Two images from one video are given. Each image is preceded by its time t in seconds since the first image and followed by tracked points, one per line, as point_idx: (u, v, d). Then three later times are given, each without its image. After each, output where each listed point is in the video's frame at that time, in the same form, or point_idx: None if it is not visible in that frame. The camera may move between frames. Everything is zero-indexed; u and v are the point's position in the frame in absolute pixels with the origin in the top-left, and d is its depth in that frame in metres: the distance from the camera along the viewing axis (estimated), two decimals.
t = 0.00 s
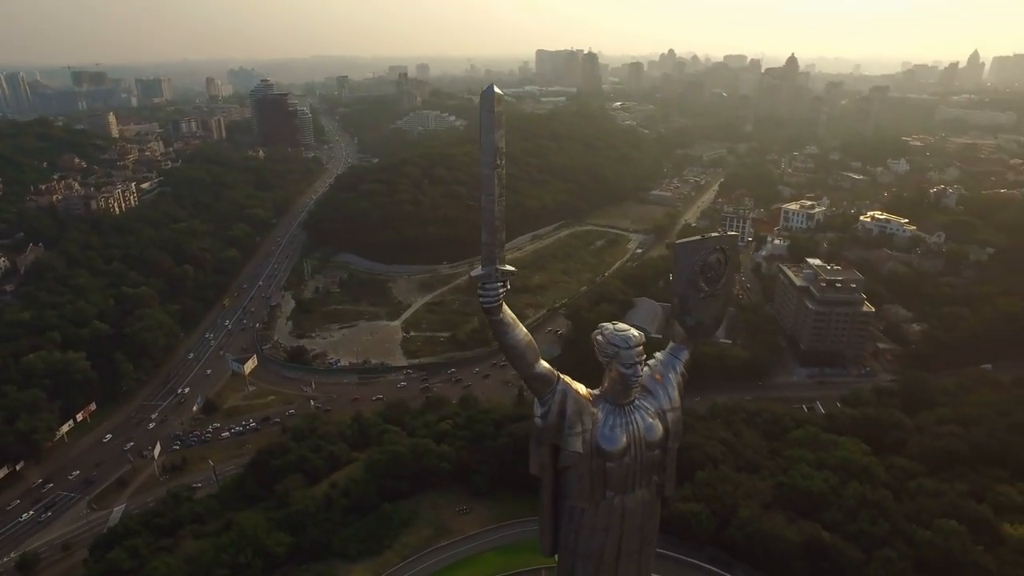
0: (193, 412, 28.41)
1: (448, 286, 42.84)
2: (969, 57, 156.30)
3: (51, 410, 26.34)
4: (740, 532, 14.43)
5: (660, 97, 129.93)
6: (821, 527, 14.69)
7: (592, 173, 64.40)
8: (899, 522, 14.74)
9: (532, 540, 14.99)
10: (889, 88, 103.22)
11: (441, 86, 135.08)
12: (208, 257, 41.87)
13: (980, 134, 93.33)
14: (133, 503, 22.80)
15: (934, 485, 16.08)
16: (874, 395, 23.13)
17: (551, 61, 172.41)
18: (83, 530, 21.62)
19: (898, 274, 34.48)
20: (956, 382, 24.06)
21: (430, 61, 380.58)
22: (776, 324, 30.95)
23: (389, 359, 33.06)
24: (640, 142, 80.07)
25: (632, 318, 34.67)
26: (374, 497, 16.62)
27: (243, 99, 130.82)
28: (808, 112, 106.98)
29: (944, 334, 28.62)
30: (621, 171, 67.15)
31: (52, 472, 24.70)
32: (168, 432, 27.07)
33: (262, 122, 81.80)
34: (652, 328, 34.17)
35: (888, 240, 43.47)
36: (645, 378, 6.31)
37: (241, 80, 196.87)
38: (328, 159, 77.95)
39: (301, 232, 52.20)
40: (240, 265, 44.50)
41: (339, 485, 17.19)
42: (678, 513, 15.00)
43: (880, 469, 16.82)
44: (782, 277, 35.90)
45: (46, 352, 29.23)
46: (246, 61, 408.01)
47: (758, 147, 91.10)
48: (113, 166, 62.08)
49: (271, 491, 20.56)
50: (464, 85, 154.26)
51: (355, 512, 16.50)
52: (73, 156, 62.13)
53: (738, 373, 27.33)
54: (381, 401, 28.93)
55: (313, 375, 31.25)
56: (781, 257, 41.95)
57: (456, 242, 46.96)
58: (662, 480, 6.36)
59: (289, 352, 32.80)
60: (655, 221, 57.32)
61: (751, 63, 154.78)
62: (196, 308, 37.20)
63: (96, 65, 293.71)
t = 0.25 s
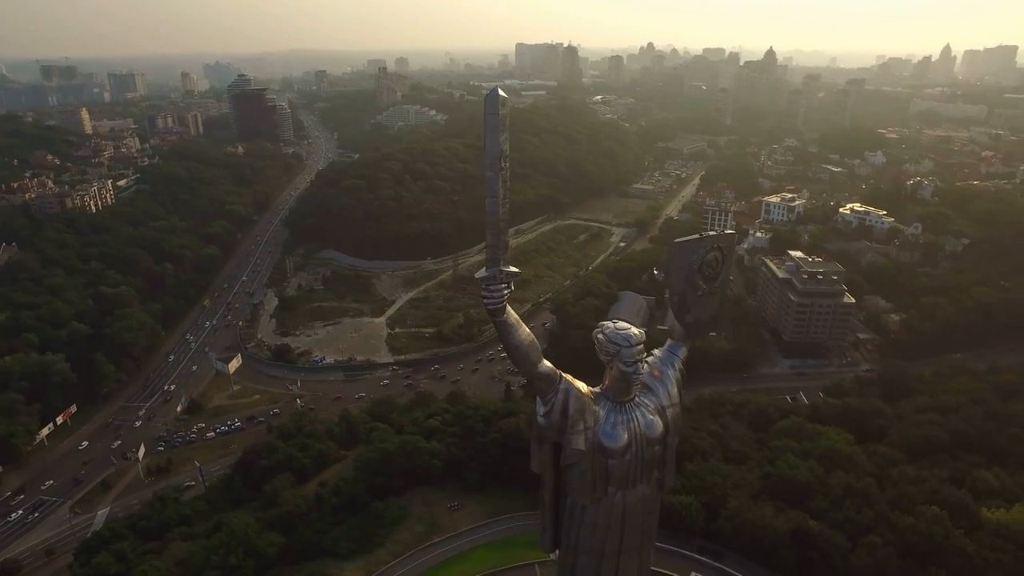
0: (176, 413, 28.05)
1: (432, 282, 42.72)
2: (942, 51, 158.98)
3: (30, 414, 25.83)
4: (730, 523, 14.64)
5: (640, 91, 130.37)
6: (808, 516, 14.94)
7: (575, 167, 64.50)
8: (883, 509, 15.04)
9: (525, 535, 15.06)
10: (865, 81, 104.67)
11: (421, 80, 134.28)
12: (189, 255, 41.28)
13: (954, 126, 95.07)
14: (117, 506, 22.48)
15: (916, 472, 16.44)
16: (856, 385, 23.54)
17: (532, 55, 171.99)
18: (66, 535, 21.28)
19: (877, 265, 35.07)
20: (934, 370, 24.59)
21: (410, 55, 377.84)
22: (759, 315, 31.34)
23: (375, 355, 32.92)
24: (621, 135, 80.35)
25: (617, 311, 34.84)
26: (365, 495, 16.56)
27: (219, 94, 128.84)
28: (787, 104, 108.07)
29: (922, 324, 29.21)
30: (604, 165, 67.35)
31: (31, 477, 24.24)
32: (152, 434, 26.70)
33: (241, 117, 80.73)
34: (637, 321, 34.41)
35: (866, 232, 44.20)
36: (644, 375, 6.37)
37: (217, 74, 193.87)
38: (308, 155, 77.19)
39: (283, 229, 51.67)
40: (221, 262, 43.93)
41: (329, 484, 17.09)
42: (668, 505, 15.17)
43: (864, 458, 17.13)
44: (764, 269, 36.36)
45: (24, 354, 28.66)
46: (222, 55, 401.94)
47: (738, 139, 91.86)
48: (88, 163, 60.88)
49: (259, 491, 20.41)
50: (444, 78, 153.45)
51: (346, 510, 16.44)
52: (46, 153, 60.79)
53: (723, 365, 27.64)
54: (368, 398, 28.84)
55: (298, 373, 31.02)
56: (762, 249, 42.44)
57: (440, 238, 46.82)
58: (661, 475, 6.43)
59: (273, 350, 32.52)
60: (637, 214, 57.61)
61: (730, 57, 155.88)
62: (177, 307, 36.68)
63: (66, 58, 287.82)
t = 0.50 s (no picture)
0: (159, 414, 27.70)
1: (416, 278, 42.59)
2: (915, 45, 161.65)
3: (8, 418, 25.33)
4: (719, 514, 14.88)
5: (619, 84, 130.69)
6: (794, 505, 15.22)
7: (557, 161, 64.62)
8: (867, 497, 15.36)
9: (517, 529, 15.16)
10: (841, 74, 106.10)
11: (400, 75, 133.38)
12: (168, 253, 40.67)
13: (927, 119, 96.80)
14: (101, 510, 22.17)
15: (897, 460, 16.81)
16: (837, 375, 23.97)
17: (511, 48, 171.59)
18: (48, 541, 20.94)
19: (855, 257, 35.67)
20: (912, 359, 25.13)
21: (388, 49, 374.89)
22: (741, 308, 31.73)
23: (360, 352, 32.75)
24: (602, 129, 80.62)
25: (601, 305, 35.02)
26: (356, 493, 16.51)
27: (195, 89, 126.85)
28: (765, 97, 109.15)
29: (900, 314, 29.80)
30: (585, 159, 67.58)
31: (11, 483, 23.78)
32: (134, 436, 26.34)
33: (218, 113, 79.62)
34: (622, 315, 34.64)
35: (844, 224, 44.92)
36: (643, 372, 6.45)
37: (191, 69, 190.67)
38: (287, 151, 76.39)
39: (264, 226, 51.14)
40: (201, 261, 43.37)
41: (319, 483, 17.02)
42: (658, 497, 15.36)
43: (847, 447, 17.47)
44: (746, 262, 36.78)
45: None
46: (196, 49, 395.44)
47: (717, 133, 92.67)
48: (60, 160, 59.61)
49: (247, 492, 20.25)
50: (423, 72, 152.47)
51: (337, 509, 16.40)
52: (17, 151, 59.44)
53: (707, 357, 27.97)
54: (354, 396, 28.70)
55: (282, 372, 30.77)
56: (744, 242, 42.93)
57: (422, 234, 46.64)
58: (660, 469, 6.53)
59: (257, 349, 32.21)
60: (619, 208, 57.89)
61: (708, 50, 156.95)
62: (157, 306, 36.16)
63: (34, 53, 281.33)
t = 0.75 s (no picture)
0: (142, 416, 27.33)
1: (400, 274, 42.43)
2: (888, 38, 164.11)
3: None
4: (708, 504, 15.16)
5: (599, 78, 130.86)
6: (781, 495, 15.48)
7: (538, 156, 64.66)
8: (851, 484, 15.68)
9: (509, 524, 15.24)
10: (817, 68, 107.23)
11: (379, 70, 132.24)
12: (146, 253, 40.00)
13: (901, 112, 98.37)
14: (84, 515, 21.84)
15: (879, 448, 17.18)
16: (819, 366, 24.39)
17: (489, 42, 170.83)
18: (30, 548, 20.58)
19: (835, 249, 36.23)
20: (891, 348, 25.64)
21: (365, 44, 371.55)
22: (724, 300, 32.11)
23: (344, 350, 32.57)
24: (583, 123, 80.81)
25: (586, 299, 35.16)
26: (346, 492, 16.47)
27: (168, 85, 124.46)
28: (743, 91, 110.04)
29: (879, 305, 30.37)
30: (567, 153, 67.70)
31: None
32: (117, 439, 25.94)
33: (193, 109, 78.36)
34: (606, 309, 34.83)
35: (822, 216, 45.57)
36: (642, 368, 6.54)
37: (164, 63, 186.99)
38: (266, 147, 75.45)
39: (243, 224, 50.50)
40: (180, 260, 42.73)
41: (308, 483, 16.93)
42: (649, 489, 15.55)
43: (831, 437, 17.79)
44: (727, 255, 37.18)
45: None
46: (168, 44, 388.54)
47: (696, 126, 93.29)
48: (31, 158, 58.26)
49: (235, 493, 20.09)
50: (401, 67, 151.22)
51: (328, 508, 16.33)
52: None
53: (692, 350, 28.29)
54: (340, 394, 28.56)
55: (267, 371, 30.51)
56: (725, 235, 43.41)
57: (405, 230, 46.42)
58: (659, 464, 6.62)
59: (240, 349, 31.89)
60: (601, 202, 58.08)
61: (686, 43, 157.71)
62: (136, 307, 35.60)
63: None
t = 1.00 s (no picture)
0: (122, 420, 26.87)
1: (381, 271, 42.18)
2: (858, 31, 166.68)
3: None
4: (696, 494, 15.43)
5: (575, 72, 131.05)
6: (767, 484, 15.79)
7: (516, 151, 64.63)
8: (834, 472, 16.06)
9: (500, 519, 15.35)
10: (790, 61, 108.55)
11: (353, 65, 130.78)
12: (120, 253, 39.22)
13: (872, 104, 100.11)
14: (66, 522, 21.44)
15: (860, 436, 17.60)
16: (799, 356, 24.85)
17: (465, 36, 169.86)
18: (11, 557, 20.17)
19: (811, 240, 36.86)
20: (868, 337, 26.21)
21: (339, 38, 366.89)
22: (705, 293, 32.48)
23: (327, 349, 32.33)
24: (560, 117, 80.89)
25: (568, 293, 35.30)
26: (336, 492, 16.40)
27: (136, 81, 121.68)
28: (718, 84, 111.01)
29: (855, 296, 30.99)
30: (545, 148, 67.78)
31: None
32: (96, 443, 25.49)
33: (165, 106, 76.85)
34: (589, 303, 35.02)
35: (798, 208, 46.29)
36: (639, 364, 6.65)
37: (132, 58, 182.87)
38: (240, 144, 74.32)
39: (220, 222, 49.75)
40: (156, 260, 41.96)
41: (297, 484, 16.82)
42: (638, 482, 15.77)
43: (813, 426, 18.18)
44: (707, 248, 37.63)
45: None
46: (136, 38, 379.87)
47: (673, 119, 93.96)
48: None
49: (222, 496, 19.90)
50: (376, 61, 149.85)
51: (318, 509, 16.25)
52: None
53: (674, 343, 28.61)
54: (325, 393, 28.37)
55: (249, 371, 30.18)
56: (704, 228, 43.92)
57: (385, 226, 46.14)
58: (657, 458, 6.75)
59: (221, 349, 31.51)
60: (581, 196, 58.29)
61: (661, 37, 158.40)
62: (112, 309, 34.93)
63: None
